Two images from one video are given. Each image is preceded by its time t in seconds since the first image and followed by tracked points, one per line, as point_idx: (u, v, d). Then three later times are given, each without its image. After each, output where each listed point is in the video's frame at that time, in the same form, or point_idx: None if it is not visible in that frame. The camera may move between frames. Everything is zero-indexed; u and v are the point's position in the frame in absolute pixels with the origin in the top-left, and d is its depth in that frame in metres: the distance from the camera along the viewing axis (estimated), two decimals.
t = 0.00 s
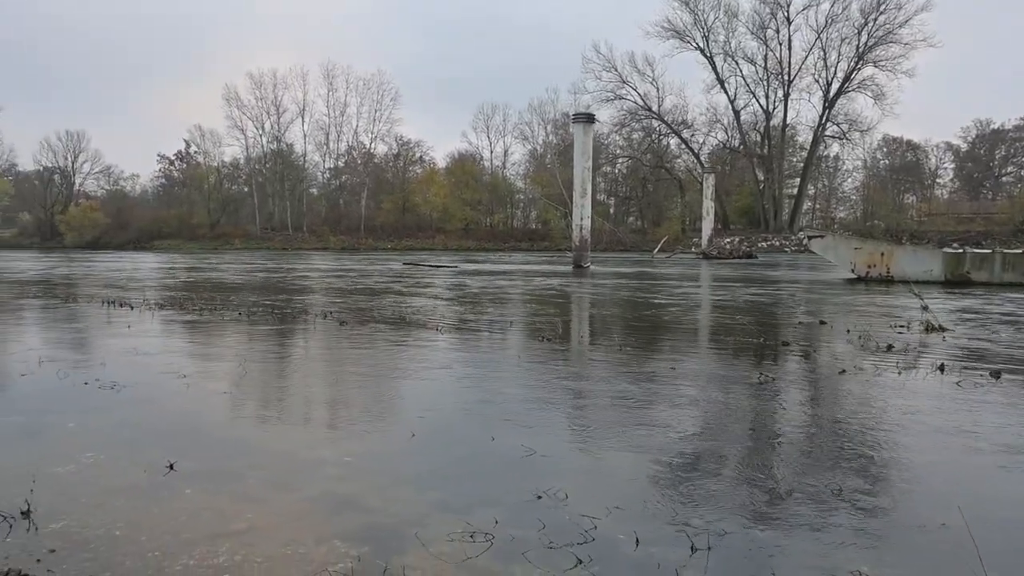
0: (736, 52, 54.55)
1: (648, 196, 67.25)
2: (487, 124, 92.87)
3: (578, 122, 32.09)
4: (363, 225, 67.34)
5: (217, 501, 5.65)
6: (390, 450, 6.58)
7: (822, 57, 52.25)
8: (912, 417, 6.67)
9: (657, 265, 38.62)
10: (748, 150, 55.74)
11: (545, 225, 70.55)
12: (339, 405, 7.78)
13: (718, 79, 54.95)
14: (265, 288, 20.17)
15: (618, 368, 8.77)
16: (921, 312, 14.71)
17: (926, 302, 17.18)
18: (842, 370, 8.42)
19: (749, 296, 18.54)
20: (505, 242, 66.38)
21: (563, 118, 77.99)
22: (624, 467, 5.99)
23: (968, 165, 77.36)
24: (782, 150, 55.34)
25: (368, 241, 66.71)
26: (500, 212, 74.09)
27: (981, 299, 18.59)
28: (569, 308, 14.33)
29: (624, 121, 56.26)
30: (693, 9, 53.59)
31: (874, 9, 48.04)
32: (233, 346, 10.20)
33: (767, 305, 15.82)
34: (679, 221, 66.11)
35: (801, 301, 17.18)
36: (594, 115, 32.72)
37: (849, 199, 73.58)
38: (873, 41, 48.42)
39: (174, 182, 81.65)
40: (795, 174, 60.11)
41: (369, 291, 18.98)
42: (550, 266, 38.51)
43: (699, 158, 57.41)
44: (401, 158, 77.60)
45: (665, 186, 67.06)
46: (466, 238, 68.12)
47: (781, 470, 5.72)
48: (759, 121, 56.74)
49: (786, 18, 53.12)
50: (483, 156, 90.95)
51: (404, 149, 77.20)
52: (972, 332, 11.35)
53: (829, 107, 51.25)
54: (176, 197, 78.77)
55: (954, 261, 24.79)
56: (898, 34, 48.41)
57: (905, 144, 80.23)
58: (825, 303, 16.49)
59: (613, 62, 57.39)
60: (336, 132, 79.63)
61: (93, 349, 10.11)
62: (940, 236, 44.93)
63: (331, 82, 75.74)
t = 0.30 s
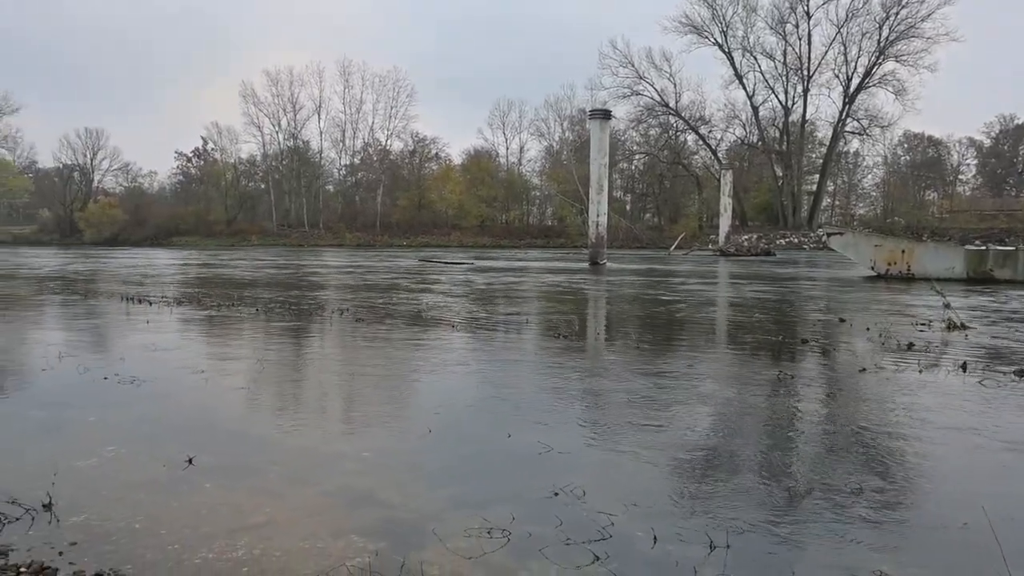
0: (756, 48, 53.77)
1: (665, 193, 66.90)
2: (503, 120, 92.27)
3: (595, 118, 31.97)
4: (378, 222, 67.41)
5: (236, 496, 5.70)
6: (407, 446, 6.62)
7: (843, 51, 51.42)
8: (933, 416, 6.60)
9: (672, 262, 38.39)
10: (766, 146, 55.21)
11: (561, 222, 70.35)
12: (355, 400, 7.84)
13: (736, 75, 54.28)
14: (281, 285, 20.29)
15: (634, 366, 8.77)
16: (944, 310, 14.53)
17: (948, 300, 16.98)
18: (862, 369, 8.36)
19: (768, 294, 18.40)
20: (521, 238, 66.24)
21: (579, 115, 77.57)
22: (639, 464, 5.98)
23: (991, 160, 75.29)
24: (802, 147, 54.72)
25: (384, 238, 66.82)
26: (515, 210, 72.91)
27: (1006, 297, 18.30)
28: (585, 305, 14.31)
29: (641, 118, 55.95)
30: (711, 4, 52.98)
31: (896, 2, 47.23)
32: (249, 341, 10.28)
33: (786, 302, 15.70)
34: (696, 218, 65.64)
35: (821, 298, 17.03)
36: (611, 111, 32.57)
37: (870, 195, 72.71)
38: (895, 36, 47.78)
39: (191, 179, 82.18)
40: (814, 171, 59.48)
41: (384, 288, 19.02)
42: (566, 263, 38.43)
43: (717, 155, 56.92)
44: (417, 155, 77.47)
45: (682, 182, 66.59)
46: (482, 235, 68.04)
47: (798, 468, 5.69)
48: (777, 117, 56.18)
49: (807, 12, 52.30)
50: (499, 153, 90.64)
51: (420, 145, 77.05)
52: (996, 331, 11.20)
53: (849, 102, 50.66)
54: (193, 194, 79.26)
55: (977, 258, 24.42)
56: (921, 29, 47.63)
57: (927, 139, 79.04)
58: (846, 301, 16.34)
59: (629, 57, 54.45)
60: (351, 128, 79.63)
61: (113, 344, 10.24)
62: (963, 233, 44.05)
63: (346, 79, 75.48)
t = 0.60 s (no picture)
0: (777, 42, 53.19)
1: (685, 189, 66.52)
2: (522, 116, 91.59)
3: (614, 113, 31.80)
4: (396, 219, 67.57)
5: (257, 490, 5.75)
6: (425, 442, 6.65)
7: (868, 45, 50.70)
8: (958, 416, 6.53)
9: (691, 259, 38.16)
10: (788, 141, 54.70)
11: (579, 219, 70.18)
12: (373, 396, 7.88)
13: (757, 70, 53.74)
14: (300, 280, 20.40)
15: (654, 363, 8.73)
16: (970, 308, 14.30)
17: (974, 298, 16.72)
18: (886, 368, 8.27)
19: (788, 291, 18.24)
20: (539, 235, 66.16)
21: (598, 110, 77.19)
22: (658, 462, 5.97)
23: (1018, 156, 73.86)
24: (824, 142, 54.08)
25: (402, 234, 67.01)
26: (534, 205, 73.55)
27: None
28: (602, 302, 14.26)
29: (660, 114, 55.68)
30: None
31: None
32: (268, 337, 10.35)
33: (807, 300, 15.56)
34: (716, 214, 65.16)
35: (843, 296, 16.84)
36: (630, 107, 32.38)
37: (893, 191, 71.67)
38: (920, 29, 47.15)
39: (212, 175, 82.89)
40: (836, 166, 58.79)
41: (402, 284, 19.07)
42: (584, 259, 38.32)
43: (738, 150, 56.50)
44: (435, 152, 77.35)
45: (702, 178, 66.15)
46: (499, 231, 68.05)
47: (820, 467, 5.65)
48: (799, 113, 55.67)
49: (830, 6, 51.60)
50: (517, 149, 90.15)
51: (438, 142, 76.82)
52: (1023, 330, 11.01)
53: (872, 97, 50.07)
54: (213, 190, 79.91)
55: (1004, 255, 24.01)
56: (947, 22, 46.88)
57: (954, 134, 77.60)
58: (870, 299, 16.13)
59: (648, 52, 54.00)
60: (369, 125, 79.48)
61: (134, 338, 10.36)
62: (989, 230, 43.41)
63: (365, 75, 75.53)
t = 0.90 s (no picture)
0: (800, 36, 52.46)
1: (705, 185, 65.97)
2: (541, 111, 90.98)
3: (634, 109, 31.62)
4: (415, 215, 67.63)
5: (278, 484, 5.81)
6: (445, 438, 6.68)
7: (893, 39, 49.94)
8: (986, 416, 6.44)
9: (710, 255, 37.91)
10: (810, 137, 54.16)
11: (598, 215, 69.92)
12: (392, 391, 7.93)
13: (779, 65, 53.05)
14: (320, 277, 20.51)
15: (675, 361, 8.71)
16: (998, 306, 14.09)
17: (1002, 296, 16.47)
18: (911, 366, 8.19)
19: (811, 288, 18.07)
20: (557, 231, 66.00)
21: (618, 106, 76.76)
22: (679, 459, 5.96)
23: None
24: (848, 138, 53.41)
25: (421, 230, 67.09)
26: (553, 201, 73.71)
27: None
28: (622, 299, 14.22)
29: (681, 109, 55.21)
30: None
31: None
32: (288, 333, 10.44)
33: (829, 297, 15.43)
34: (737, 210, 64.64)
35: (867, 294, 16.65)
36: (651, 102, 32.19)
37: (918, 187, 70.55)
38: (947, 23, 46.43)
39: (232, 171, 83.43)
40: (860, 162, 58.03)
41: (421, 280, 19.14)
42: (603, 256, 38.18)
43: (759, 146, 55.97)
44: (454, 148, 77.09)
45: (723, 174, 65.61)
46: (518, 227, 67.96)
47: (843, 465, 5.61)
48: (822, 108, 55.07)
49: None
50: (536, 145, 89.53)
51: (458, 138, 76.45)
52: None
53: (898, 92, 49.42)
54: (233, 186, 80.43)
55: None
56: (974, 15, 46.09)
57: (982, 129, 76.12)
58: (895, 297, 15.93)
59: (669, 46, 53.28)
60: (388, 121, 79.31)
61: (156, 333, 10.48)
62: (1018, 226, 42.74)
63: (384, 71, 75.60)
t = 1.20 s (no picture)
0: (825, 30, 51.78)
1: (727, 180, 65.40)
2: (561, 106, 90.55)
3: (656, 104, 31.40)
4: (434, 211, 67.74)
5: (299, 479, 5.86)
6: (465, 434, 6.70)
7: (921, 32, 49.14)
8: (1014, 416, 6.35)
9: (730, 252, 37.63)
10: (834, 132, 53.64)
11: (618, 210, 69.64)
12: (411, 387, 7.97)
13: (803, 59, 52.29)
14: (339, 272, 20.60)
15: (697, 358, 8.67)
16: None
17: None
18: (936, 365, 8.10)
19: (834, 286, 17.89)
20: (577, 227, 65.85)
21: (638, 101, 76.29)
22: (701, 458, 5.94)
23: None
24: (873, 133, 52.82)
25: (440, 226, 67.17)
26: (572, 197, 73.48)
27: None
28: (641, 296, 14.17)
29: (702, 104, 54.75)
30: None
31: None
32: (308, 328, 10.53)
33: (853, 295, 15.26)
34: (759, 206, 64.11)
35: (893, 291, 16.45)
36: (672, 97, 31.94)
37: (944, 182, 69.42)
38: (976, 15, 45.66)
39: (252, 167, 83.97)
40: (886, 158, 57.25)
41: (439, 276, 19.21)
42: (623, 252, 38.03)
43: (782, 141, 55.42)
44: (474, 143, 76.89)
45: (746, 170, 65.07)
46: (537, 223, 67.88)
47: (868, 464, 5.56)
48: (846, 103, 54.42)
49: None
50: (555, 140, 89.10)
51: (477, 133, 76.23)
52: None
53: (925, 86, 48.71)
54: (253, 182, 80.97)
55: None
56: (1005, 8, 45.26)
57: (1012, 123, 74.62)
58: (922, 295, 15.71)
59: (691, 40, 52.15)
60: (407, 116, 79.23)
61: (179, 328, 10.60)
62: None
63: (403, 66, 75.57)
